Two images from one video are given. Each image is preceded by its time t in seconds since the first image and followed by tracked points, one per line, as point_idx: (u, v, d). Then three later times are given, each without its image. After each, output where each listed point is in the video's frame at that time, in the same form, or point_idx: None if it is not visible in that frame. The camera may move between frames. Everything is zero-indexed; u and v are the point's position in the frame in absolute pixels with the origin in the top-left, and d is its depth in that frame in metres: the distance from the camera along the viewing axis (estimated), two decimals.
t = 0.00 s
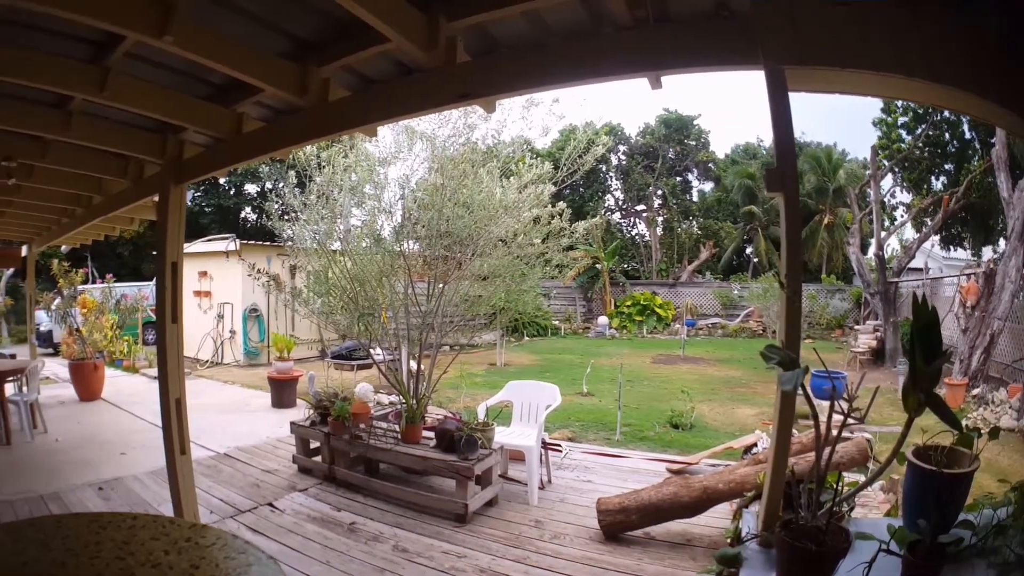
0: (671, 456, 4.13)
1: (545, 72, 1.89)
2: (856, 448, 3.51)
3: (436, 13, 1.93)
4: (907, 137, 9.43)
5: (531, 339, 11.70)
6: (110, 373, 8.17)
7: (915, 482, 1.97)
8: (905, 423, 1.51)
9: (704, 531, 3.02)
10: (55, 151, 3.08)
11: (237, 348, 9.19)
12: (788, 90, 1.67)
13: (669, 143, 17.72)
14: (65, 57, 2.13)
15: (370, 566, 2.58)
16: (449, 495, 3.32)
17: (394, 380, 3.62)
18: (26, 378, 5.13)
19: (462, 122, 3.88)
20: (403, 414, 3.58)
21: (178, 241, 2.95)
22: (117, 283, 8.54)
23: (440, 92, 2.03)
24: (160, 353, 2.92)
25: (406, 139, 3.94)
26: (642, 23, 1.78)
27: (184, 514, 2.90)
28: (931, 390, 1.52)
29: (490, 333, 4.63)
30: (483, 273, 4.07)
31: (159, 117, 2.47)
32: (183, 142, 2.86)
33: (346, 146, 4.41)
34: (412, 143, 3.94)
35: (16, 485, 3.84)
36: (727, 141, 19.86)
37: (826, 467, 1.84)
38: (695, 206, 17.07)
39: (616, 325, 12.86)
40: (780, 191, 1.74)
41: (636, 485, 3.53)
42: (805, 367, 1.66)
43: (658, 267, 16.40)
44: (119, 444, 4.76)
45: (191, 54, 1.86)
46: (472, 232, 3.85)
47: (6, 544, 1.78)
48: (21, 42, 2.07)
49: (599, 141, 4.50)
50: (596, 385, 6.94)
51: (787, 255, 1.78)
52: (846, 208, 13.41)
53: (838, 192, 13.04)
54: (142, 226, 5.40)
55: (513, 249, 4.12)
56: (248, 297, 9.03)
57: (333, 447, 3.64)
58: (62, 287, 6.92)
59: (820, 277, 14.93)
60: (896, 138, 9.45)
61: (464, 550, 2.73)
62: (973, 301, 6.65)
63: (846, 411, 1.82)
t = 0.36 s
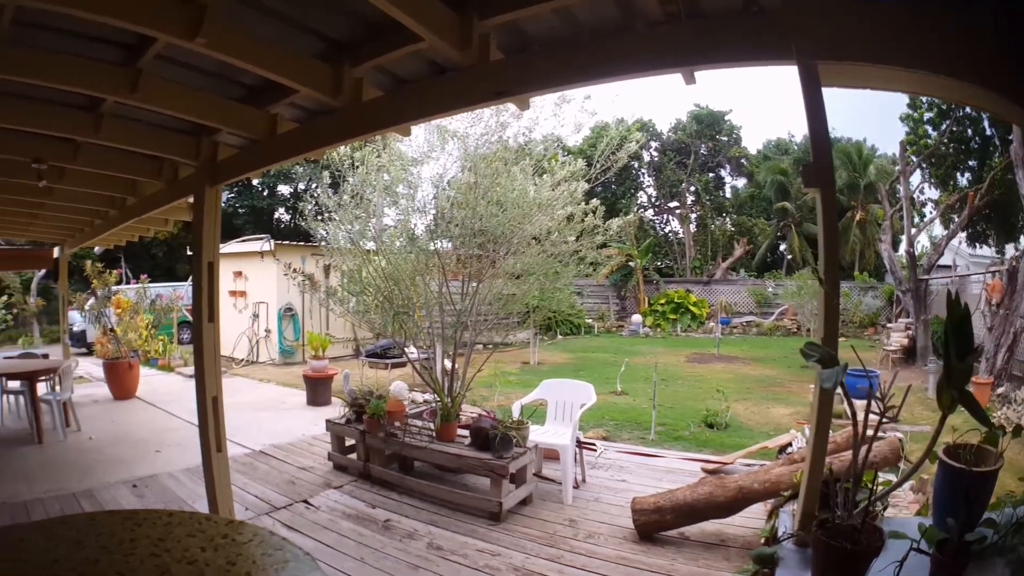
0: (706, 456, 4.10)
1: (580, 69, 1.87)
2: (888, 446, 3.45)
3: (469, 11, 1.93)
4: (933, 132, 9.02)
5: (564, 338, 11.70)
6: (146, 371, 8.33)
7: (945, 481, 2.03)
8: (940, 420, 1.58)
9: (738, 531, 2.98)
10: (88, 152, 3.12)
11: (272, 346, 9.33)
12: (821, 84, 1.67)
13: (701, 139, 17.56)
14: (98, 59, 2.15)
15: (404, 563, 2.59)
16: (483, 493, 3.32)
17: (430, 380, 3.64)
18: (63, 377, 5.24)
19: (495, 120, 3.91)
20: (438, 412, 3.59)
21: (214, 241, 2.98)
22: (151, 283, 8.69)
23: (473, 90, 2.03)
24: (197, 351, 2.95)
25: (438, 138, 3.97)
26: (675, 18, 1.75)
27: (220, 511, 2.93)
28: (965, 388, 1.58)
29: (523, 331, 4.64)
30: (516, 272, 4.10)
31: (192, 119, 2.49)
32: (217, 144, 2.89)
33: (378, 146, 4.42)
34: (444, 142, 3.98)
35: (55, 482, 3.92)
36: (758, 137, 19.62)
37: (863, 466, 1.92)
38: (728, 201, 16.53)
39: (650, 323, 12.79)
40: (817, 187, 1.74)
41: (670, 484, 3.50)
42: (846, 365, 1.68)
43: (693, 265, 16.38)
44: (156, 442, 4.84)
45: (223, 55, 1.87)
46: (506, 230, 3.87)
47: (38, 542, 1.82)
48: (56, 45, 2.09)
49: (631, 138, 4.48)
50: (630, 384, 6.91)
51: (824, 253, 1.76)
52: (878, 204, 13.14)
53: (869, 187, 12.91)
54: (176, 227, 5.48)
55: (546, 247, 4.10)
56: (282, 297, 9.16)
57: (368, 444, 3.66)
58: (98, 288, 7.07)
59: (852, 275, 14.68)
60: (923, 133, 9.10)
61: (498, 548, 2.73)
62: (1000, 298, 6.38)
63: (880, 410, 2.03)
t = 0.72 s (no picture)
0: (741, 456, 4.06)
1: (619, 65, 1.84)
2: (919, 446, 3.41)
3: (504, 8, 1.92)
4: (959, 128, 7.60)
5: (599, 335, 11.66)
6: (184, 366, 8.52)
7: (973, 481, 2.00)
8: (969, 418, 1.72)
9: (771, 531, 2.95)
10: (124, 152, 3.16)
11: (309, 342, 9.44)
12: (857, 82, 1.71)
13: (736, 134, 17.17)
14: (133, 60, 2.17)
15: (438, 559, 2.60)
16: (518, 490, 3.32)
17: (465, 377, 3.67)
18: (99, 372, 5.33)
19: (530, 117, 3.95)
20: (473, 409, 3.59)
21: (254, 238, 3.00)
22: (188, 281, 8.83)
23: (510, 87, 2.01)
24: (235, 348, 2.98)
25: (474, 136, 4.04)
26: (710, 12, 1.72)
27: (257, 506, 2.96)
28: (993, 386, 1.72)
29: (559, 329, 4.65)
30: (553, 269, 4.11)
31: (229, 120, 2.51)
32: (255, 143, 2.91)
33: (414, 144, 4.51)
34: (480, 139, 4.04)
35: (94, 475, 4.00)
36: (792, 131, 19.18)
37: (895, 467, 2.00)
38: (765, 197, 16.45)
39: (686, 321, 12.65)
40: (854, 182, 1.83)
41: (706, 484, 3.47)
42: (883, 364, 1.81)
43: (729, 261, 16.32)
44: (193, 436, 4.92)
45: (257, 54, 1.87)
46: (542, 227, 3.89)
47: (71, 536, 1.85)
48: (90, 45, 2.11)
49: (667, 134, 4.45)
50: (666, 383, 6.86)
51: (862, 252, 1.87)
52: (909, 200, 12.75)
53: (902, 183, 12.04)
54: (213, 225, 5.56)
55: (583, 243, 4.09)
56: (320, 294, 9.27)
57: (404, 440, 3.68)
58: (133, 284, 7.14)
59: (886, 273, 14.34)
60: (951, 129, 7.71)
61: (532, 546, 2.73)
62: None
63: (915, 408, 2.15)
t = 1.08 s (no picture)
0: (772, 456, 4.03)
1: (652, 63, 1.82)
2: (944, 446, 3.35)
3: (533, 7, 1.91)
4: (981, 124, 8.15)
5: (631, 335, 11.62)
6: (217, 364, 8.70)
7: (996, 481, 2.05)
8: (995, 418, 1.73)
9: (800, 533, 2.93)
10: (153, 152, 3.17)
11: (341, 341, 9.53)
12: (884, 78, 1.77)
13: (767, 130, 16.72)
14: (161, 61, 2.18)
15: (468, 557, 2.61)
16: (548, 489, 3.32)
17: (496, 374, 3.65)
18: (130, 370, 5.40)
19: (560, 115, 3.98)
20: (505, 408, 3.61)
21: (285, 237, 2.98)
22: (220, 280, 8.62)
23: (542, 86, 1.99)
24: (268, 346, 2.98)
25: (504, 135, 4.11)
26: (738, 10, 1.71)
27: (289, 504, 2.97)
28: (1014, 385, 1.75)
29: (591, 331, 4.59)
30: (583, 268, 4.04)
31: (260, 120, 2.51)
32: (286, 143, 2.91)
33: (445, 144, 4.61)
34: (510, 137, 4.11)
35: (126, 471, 4.06)
36: (821, 127, 18.87)
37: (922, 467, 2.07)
38: (796, 194, 16.32)
39: (718, 319, 12.53)
40: (883, 180, 1.89)
41: (736, 484, 3.45)
42: (914, 362, 1.84)
43: (761, 259, 16.20)
44: (225, 433, 4.99)
45: (286, 55, 1.88)
46: (573, 225, 3.87)
47: (101, 533, 1.86)
48: (117, 47, 2.12)
49: (697, 130, 4.42)
50: (698, 382, 6.81)
51: (892, 252, 1.93)
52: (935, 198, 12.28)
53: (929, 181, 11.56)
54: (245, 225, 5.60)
55: (613, 242, 4.02)
56: (352, 294, 9.34)
57: (434, 438, 3.69)
58: (166, 284, 6.92)
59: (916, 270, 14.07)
60: (972, 126, 8.32)
61: (562, 545, 2.72)
62: None
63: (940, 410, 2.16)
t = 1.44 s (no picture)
0: (806, 458, 4.00)
1: (687, 62, 1.80)
2: (971, 448, 3.32)
3: (565, 6, 1.89)
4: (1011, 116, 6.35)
5: (665, 335, 11.54)
6: (254, 363, 8.88)
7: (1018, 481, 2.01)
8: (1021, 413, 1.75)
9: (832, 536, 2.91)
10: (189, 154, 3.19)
11: (375, 340, 9.66)
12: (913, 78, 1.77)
13: (797, 127, 16.68)
14: (194, 63, 2.18)
15: (501, 557, 2.62)
16: (581, 490, 3.31)
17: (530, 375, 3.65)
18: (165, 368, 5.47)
19: (593, 114, 4.01)
20: (540, 408, 3.61)
21: (322, 236, 2.98)
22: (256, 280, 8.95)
23: (576, 85, 1.98)
24: (305, 344, 3.00)
25: (537, 134, 4.10)
26: (770, 8, 1.68)
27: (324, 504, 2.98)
28: None
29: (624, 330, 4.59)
30: (618, 267, 4.02)
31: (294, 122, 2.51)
32: (322, 145, 2.92)
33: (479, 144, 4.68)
34: (543, 137, 4.11)
35: (161, 468, 4.11)
36: (853, 124, 18.48)
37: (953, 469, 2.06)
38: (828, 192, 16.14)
39: (753, 320, 12.28)
40: (915, 179, 1.89)
41: (770, 487, 3.43)
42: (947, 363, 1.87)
43: (795, 258, 15.95)
44: (260, 430, 5.03)
45: (320, 57, 1.89)
46: (609, 225, 3.84)
47: (136, 529, 1.85)
48: (150, 49, 2.13)
49: (730, 128, 4.41)
50: (733, 384, 6.73)
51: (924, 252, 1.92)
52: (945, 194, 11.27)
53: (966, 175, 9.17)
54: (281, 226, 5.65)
55: (648, 241, 4.01)
56: (386, 293, 9.51)
57: (469, 438, 3.71)
58: (202, 283, 7.04)
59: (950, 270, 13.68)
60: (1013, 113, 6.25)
61: (595, 546, 2.72)
62: None
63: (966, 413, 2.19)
